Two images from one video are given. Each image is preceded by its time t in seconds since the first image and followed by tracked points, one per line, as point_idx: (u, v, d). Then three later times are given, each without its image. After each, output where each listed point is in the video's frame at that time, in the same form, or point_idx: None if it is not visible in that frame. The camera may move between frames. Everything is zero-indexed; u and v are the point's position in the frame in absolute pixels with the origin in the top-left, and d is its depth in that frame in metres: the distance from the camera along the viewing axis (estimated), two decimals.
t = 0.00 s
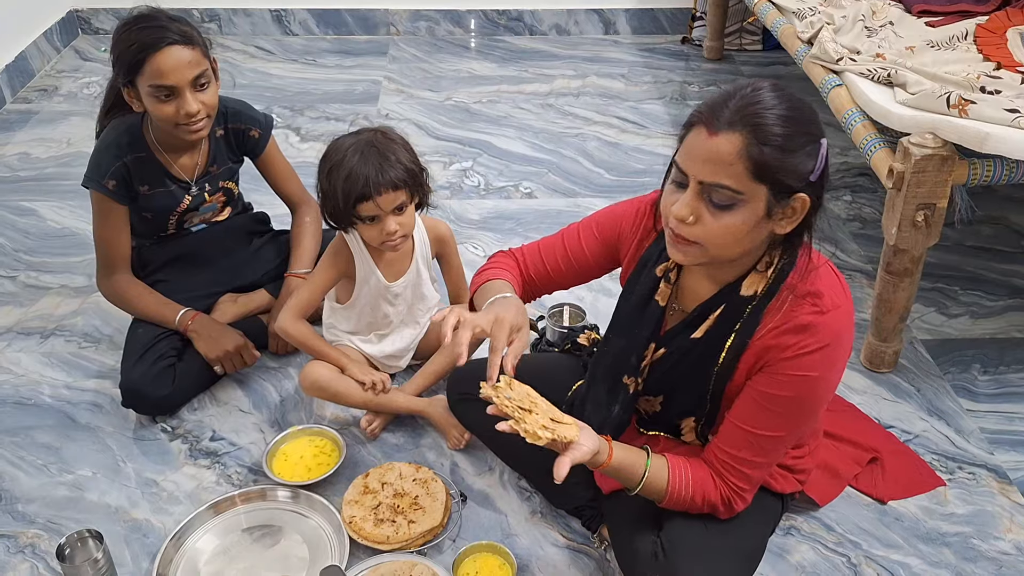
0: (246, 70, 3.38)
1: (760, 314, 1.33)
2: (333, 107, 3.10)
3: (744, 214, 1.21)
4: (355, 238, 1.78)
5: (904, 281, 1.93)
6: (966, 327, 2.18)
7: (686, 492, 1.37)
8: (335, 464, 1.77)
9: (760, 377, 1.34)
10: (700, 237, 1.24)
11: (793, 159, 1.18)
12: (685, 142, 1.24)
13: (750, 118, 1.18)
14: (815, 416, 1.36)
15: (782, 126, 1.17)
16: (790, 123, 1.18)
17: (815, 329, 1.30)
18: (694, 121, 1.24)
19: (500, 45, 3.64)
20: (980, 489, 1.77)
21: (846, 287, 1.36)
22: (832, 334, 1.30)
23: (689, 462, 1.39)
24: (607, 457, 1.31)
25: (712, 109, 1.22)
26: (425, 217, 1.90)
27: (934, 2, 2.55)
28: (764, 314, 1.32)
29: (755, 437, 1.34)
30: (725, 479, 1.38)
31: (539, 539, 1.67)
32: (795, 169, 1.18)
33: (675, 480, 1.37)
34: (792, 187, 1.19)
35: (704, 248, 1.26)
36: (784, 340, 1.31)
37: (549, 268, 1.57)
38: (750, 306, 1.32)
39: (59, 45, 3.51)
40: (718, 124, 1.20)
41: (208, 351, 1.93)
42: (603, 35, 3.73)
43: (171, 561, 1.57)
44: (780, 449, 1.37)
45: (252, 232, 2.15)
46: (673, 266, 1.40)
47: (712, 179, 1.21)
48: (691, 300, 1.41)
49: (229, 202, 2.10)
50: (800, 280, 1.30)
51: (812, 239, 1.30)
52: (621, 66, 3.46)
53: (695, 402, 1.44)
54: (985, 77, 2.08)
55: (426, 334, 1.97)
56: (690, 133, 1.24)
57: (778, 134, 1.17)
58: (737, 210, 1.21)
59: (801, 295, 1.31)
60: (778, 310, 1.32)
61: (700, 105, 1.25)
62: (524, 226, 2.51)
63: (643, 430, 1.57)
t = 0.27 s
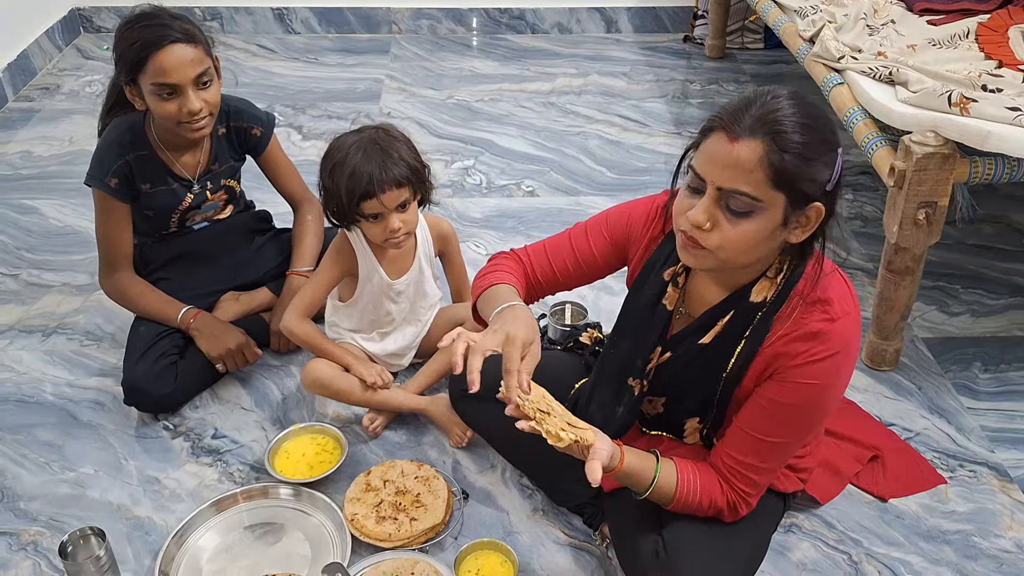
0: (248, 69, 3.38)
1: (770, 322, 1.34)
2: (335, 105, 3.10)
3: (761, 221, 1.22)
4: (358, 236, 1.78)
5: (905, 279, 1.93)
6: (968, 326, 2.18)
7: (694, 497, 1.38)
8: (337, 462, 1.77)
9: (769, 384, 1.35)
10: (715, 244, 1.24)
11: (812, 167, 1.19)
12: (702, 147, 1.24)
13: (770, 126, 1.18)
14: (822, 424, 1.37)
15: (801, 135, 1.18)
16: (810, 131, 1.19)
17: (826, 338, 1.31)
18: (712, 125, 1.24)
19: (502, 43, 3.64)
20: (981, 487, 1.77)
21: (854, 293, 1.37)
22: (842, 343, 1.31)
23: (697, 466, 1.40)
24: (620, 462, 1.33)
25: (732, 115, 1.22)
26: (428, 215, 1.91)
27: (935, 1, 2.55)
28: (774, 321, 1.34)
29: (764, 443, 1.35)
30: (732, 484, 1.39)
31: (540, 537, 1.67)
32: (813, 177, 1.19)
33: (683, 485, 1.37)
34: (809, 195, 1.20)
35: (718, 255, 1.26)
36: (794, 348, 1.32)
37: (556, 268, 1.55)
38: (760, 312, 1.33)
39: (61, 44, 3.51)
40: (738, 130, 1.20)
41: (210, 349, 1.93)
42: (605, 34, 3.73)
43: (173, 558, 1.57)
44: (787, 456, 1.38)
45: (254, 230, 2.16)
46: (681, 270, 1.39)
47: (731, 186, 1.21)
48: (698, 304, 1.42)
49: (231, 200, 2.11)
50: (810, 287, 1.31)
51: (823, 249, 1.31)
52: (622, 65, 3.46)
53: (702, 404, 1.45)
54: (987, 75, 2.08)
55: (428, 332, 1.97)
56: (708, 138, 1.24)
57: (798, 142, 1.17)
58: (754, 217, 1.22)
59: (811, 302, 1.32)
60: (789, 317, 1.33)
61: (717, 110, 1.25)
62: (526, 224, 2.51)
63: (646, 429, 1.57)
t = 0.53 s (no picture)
0: (250, 67, 3.39)
1: (772, 322, 1.34)
2: (337, 103, 3.11)
3: (768, 227, 1.22)
4: (361, 233, 1.78)
5: (907, 277, 1.93)
6: (969, 323, 2.19)
7: (695, 495, 1.38)
8: (340, 459, 1.77)
9: (770, 384, 1.35)
10: (721, 250, 1.25)
11: (818, 172, 1.19)
12: (708, 151, 1.24)
13: (778, 131, 1.18)
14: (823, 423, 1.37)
15: (807, 140, 1.18)
16: (815, 136, 1.19)
17: (827, 338, 1.31)
18: (718, 130, 1.24)
19: (503, 41, 3.64)
20: (982, 484, 1.77)
21: (857, 293, 1.37)
22: (844, 343, 1.31)
23: (698, 464, 1.40)
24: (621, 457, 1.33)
25: (738, 119, 1.22)
26: (430, 214, 1.91)
27: None
28: (776, 321, 1.34)
29: (765, 442, 1.35)
30: (733, 483, 1.39)
31: (542, 534, 1.68)
32: (820, 182, 1.20)
33: (684, 484, 1.38)
34: (815, 200, 1.20)
35: (724, 260, 1.26)
36: (796, 349, 1.32)
37: (560, 266, 1.55)
38: (762, 312, 1.33)
39: (63, 42, 3.51)
40: (745, 135, 1.20)
41: (212, 347, 1.93)
42: (607, 32, 3.73)
43: (176, 555, 1.57)
44: (788, 455, 1.38)
45: (256, 227, 2.16)
46: (683, 270, 1.39)
47: (738, 192, 1.21)
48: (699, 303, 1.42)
49: (233, 198, 2.11)
50: (812, 288, 1.31)
51: (826, 248, 1.31)
52: (624, 63, 3.46)
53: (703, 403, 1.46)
54: (988, 73, 2.08)
55: (430, 330, 1.97)
56: (714, 143, 1.24)
57: (804, 147, 1.18)
58: (761, 223, 1.22)
59: (813, 302, 1.31)
60: (791, 317, 1.33)
61: (722, 114, 1.25)
62: (528, 222, 2.51)
63: (647, 427, 1.58)
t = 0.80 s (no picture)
0: (251, 66, 3.39)
1: (772, 323, 1.34)
2: (338, 103, 3.11)
3: (772, 233, 1.22)
4: (360, 234, 1.78)
5: (907, 277, 1.93)
6: (970, 323, 2.19)
7: (697, 496, 1.39)
8: (340, 459, 1.77)
9: (770, 386, 1.35)
10: (725, 258, 1.25)
11: (819, 176, 1.20)
12: (708, 159, 1.24)
13: (778, 139, 1.19)
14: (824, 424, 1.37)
15: (807, 146, 1.19)
16: (813, 140, 1.20)
17: (828, 339, 1.31)
18: (717, 139, 1.24)
19: (505, 40, 3.64)
20: (983, 484, 1.77)
21: (858, 294, 1.37)
22: (845, 344, 1.31)
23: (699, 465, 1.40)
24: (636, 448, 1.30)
25: (737, 128, 1.22)
26: (430, 214, 1.90)
27: None
28: (776, 323, 1.34)
29: (765, 443, 1.35)
30: (734, 484, 1.39)
31: (543, 534, 1.68)
32: (820, 187, 1.21)
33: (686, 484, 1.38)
34: (816, 203, 1.21)
35: (727, 268, 1.26)
36: (797, 350, 1.32)
37: (562, 271, 1.55)
38: (762, 315, 1.34)
39: (64, 41, 3.51)
40: (745, 143, 1.20)
41: (213, 346, 1.94)
42: (608, 31, 3.73)
43: (177, 555, 1.57)
44: (789, 455, 1.38)
45: (257, 227, 2.16)
46: (681, 273, 1.40)
47: (741, 200, 1.20)
48: (699, 306, 1.42)
49: (233, 197, 2.11)
50: (812, 289, 1.31)
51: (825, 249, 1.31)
52: (625, 62, 3.45)
53: (704, 405, 1.46)
54: (989, 73, 2.08)
55: (430, 330, 1.97)
56: (714, 152, 1.23)
57: (805, 152, 1.19)
58: (764, 230, 1.22)
59: (814, 304, 1.31)
60: (791, 319, 1.33)
61: (720, 122, 1.25)
62: (529, 222, 2.51)
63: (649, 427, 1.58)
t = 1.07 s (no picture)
0: (252, 65, 3.39)
1: (774, 325, 1.34)
2: (339, 102, 3.11)
3: (775, 235, 1.22)
4: (360, 234, 1.78)
5: (908, 275, 1.93)
6: (971, 322, 2.19)
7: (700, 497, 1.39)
8: (341, 458, 1.77)
9: (772, 387, 1.35)
10: (729, 261, 1.24)
11: (820, 177, 1.20)
12: (708, 162, 1.23)
13: (779, 141, 1.19)
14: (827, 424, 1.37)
15: (807, 146, 1.19)
16: (812, 141, 1.20)
17: (829, 339, 1.30)
18: (718, 141, 1.23)
19: (506, 39, 3.64)
20: (983, 483, 1.77)
21: (859, 293, 1.37)
22: (846, 344, 1.31)
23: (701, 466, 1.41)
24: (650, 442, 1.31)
25: (737, 130, 1.21)
26: (430, 214, 1.90)
27: None
28: (778, 324, 1.34)
29: (768, 444, 1.35)
30: (737, 485, 1.39)
31: (544, 533, 1.68)
32: (820, 188, 1.21)
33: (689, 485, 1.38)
34: (817, 204, 1.22)
35: (731, 272, 1.26)
36: (798, 351, 1.32)
37: (562, 280, 1.54)
38: (763, 317, 1.34)
39: (65, 40, 3.51)
40: (747, 145, 1.20)
41: (214, 345, 1.94)
42: (609, 30, 3.73)
43: (177, 554, 1.57)
44: (791, 455, 1.38)
45: (257, 226, 2.16)
46: (682, 277, 1.41)
47: (744, 203, 1.20)
48: (700, 309, 1.43)
49: (234, 196, 2.11)
50: (812, 290, 1.31)
51: (824, 249, 1.32)
52: (626, 61, 3.45)
53: (706, 407, 1.46)
54: (990, 72, 2.08)
55: (431, 329, 1.97)
56: (715, 154, 1.23)
57: (805, 154, 1.19)
58: (767, 232, 1.22)
59: (815, 304, 1.31)
60: (793, 320, 1.33)
61: (719, 124, 1.25)
62: (529, 221, 2.51)
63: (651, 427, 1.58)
